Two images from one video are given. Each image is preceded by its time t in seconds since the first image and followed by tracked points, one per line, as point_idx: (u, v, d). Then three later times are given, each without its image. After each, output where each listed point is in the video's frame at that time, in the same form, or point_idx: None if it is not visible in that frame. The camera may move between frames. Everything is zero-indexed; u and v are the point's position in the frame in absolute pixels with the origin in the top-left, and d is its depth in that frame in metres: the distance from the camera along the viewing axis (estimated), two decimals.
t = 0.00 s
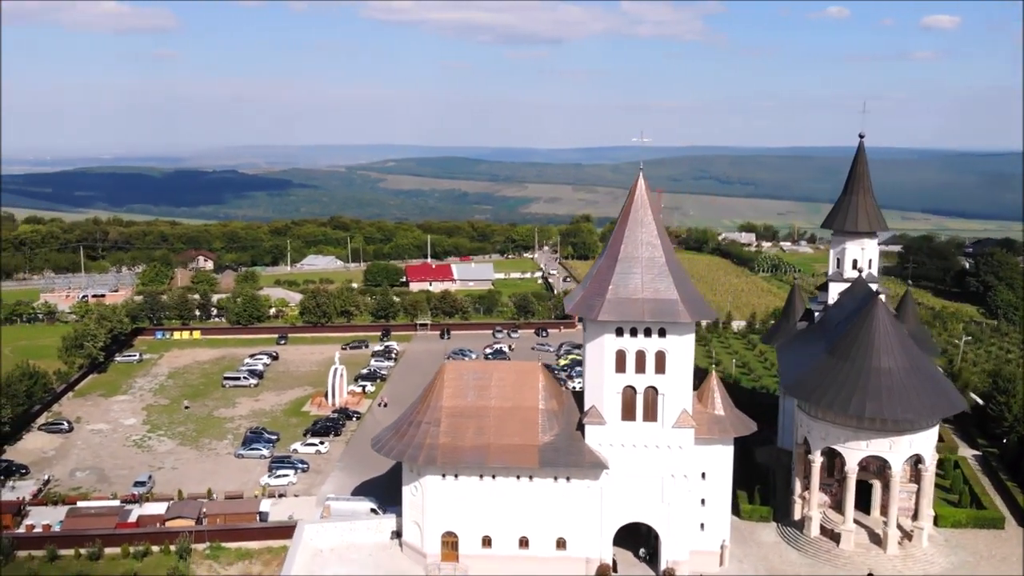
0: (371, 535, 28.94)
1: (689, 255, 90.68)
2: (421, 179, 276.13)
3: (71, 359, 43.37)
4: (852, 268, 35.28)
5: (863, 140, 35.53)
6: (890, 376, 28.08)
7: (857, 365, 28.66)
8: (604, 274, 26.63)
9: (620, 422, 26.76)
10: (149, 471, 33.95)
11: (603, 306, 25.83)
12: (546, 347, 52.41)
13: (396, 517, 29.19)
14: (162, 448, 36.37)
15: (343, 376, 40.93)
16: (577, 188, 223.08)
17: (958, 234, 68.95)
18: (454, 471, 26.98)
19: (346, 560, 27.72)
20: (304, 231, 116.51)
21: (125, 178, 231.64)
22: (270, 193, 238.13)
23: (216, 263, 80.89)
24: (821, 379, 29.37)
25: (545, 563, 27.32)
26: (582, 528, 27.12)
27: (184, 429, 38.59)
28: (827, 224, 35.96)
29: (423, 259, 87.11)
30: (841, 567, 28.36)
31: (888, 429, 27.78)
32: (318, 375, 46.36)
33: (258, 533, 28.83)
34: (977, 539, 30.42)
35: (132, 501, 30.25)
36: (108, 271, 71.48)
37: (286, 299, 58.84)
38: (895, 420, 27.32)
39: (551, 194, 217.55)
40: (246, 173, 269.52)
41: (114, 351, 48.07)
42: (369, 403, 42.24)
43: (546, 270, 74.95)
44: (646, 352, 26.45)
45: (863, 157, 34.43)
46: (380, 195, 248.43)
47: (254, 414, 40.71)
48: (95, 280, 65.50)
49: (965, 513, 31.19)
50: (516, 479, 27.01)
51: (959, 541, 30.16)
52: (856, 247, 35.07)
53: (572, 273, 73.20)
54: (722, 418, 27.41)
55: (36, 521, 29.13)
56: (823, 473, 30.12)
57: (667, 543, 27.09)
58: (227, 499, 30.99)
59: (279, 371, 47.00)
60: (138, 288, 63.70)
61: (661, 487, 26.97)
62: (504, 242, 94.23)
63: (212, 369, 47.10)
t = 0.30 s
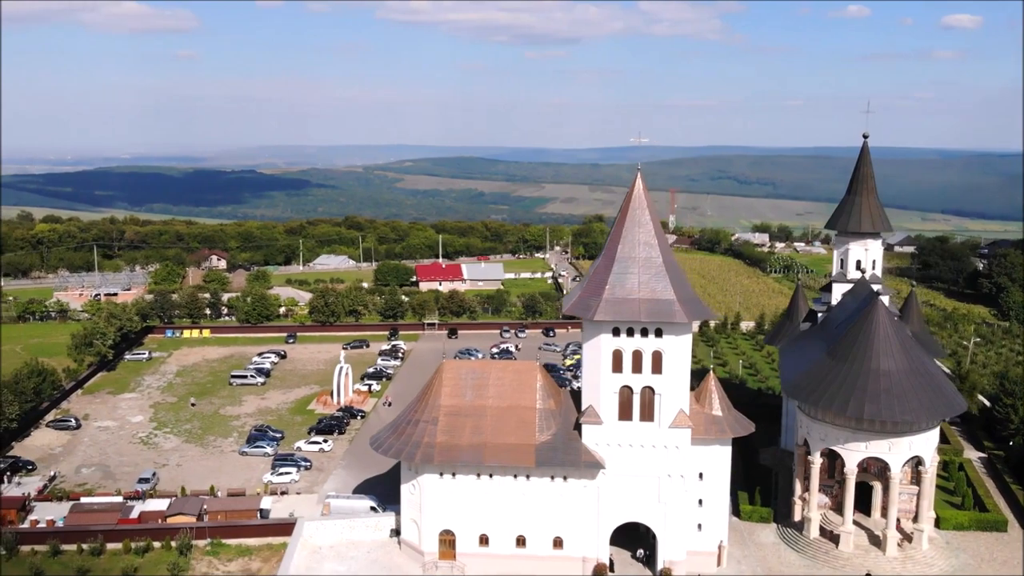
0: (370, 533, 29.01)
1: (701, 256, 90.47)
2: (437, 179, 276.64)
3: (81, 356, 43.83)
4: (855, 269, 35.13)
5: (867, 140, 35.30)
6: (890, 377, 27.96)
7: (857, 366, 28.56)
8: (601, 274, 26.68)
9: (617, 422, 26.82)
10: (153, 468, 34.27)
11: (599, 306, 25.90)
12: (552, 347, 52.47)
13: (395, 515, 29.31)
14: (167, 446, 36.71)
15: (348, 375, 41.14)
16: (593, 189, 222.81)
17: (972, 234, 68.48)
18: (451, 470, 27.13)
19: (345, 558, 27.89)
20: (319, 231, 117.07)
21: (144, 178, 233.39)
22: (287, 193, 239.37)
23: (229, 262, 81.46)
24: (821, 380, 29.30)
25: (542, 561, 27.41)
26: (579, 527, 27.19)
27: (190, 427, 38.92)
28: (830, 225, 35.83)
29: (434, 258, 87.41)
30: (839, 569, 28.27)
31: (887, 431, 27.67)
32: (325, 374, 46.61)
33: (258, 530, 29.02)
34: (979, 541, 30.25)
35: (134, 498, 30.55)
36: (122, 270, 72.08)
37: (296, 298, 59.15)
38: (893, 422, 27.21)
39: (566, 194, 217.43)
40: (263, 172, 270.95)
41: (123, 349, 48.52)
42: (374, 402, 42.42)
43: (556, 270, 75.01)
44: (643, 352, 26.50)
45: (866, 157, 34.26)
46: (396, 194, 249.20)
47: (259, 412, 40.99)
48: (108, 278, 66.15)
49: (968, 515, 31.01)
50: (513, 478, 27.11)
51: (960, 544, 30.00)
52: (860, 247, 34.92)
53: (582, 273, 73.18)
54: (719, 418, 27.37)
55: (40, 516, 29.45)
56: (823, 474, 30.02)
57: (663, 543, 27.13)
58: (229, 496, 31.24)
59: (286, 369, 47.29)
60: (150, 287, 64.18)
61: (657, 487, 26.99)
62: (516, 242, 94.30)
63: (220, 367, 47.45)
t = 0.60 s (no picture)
0: (369, 531, 29.23)
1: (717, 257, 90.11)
2: (457, 179, 277.10)
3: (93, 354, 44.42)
4: (860, 270, 34.99)
5: (872, 141, 35.18)
6: (889, 379, 27.83)
7: (856, 368, 28.45)
8: (598, 275, 26.76)
9: (613, 422, 26.87)
10: (159, 465, 34.71)
11: (595, 306, 26.00)
12: (562, 347, 52.51)
13: (394, 513, 29.51)
14: (174, 442, 37.13)
15: (355, 374, 41.37)
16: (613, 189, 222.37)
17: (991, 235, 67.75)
18: (448, 469, 27.30)
19: (343, 555, 28.14)
20: (337, 230, 117.73)
21: (168, 177, 235.53)
22: (308, 193, 240.84)
23: (245, 262, 82.13)
24: (820, 382, 29.22)
25: (538, 561, 27.51)
26: (575, 527, 27.26)
27: (198, 424, 39.35)
28: (835, 226, 35.68)
29: (449, 258, 87.70)
30: (837, 571, 28.16)
31: (885, 433, 27.55)
32: (333, 373, 46.92)
33: (259, 526, 29.33)
34: (982, 545, 30.02)
35: (139, 493, 30.97)
36: (139, 269, 72.85)
37: (308, 297, 59.55)
38: (891, 424, 27.09)
39: (586, 194, 217.07)
40: (285, 173, 272.71)
41: (136, 347, 49.09)
42: (381, 400, 42.66)
43: (569, 270, 75.03)
44: (639, 353, 26.55)
45: (872, 158, 34.05)
46: (416, 194, 249.98)
47: (267, 410, 41.37)
48: (125, 277, 66.93)
49: (972, 518, 30.76)
50: (509, 477, 27.23)
51: (962, 547, 29.79)
52: (865, 249, 34.78)
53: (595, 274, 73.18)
54: (716, 419, 27.34)
55: (46, 511, 29.91)
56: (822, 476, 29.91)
57: (660, 543, 27.15)
58: (232, 493, 31.58)
59: (296, 368, 47.64)
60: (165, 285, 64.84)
61: (654, 487, 27.02)
62: (531, 242, 94.37)
63: (230, 365, 47.90)
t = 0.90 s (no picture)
0: (368, 528, 29.43)
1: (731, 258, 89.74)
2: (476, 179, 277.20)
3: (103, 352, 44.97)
4: (863, 271, 34.91)
5: (877, 141, 35.01)
6: (888, 381, 27.73)
7: (855, 370, 28.34)
8: (594, 275, 26.83)
9: (608, 422, 26.94)
10: (164, 462, 35.08)
11: (591, 306, 26.07)
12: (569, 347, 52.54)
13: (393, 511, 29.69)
14: (180, 440, 37.51)
15: (361, 372, 41.55)
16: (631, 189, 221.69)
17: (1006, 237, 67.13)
18: (445, 467, 27.45)
19: (341, 552, 28.35)
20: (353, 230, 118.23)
21: (188, 177, 237.40)
22: (326, 193, 241.98)
23: (259, 262, 82.77)
24: (818, 383, 29.12)
25: (534, 560, 27.60)
26: (571, 526, 27.33)
27: (204, 422, 39.72)
28: (838, 227, 35.57)
29: (461, 258, 87.88)
30: (835, 573, 28.07)
31: (884, 435, 27.41)
32: (340, 372, 47.18)
33: (259, 523, 29.60)
34: (982, 548, 29.81)
35: (141, 490, 31.30)
36: (153, 268, 73.53)
37: (318, 296, 59.88)
38: (888, 426, 26.97)
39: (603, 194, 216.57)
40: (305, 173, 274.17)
41: (146, 346, 49.60)
42: (386, 399, 42.86)
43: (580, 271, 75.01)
44: (635, 353, 26.60)
45: (875, 159, 33.88)
46: (433, 194, 250.52)
47: (273, 409, 41.68)
48: (139, 276, 67.62)
49: (972, 521, 30.57)
50: (506, 476, 27.35)
51: (963, 550, 29.61)
52: (868, 250, 34.68)
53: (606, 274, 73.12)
54: (712, 420, 27.33)
55: (50, 506, 30.31)
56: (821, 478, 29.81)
57: (656, 543, 27.18)
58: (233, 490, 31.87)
59: (304, 366, 47.94)
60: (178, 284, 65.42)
61: (650, 487, 27.06)
62: (544, 243, 94.36)
63: (239, 364, 48.28)
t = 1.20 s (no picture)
0: (367, 526, 29.54)
1: (743, 259, 89.42)
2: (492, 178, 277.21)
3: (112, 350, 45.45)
4: (866, 273, 34.81)
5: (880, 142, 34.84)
6: (886, 382, 27.65)
7: (854, 370, 28.27)
8: (591, 275, 26.91)
9: (605, 422, 27.01)
10: (169, 459, 35.43)
11: (586, 306, 26.17)
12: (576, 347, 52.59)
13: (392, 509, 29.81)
14: (185, 437, 37.85)
15: (366, 372, 41.68)
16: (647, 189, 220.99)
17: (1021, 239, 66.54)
18: (442, 466, 27.62)
19: (340, 550, 28.56)
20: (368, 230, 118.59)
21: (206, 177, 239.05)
22: (343, 192, 243.01)
23: (271, 261, 83.35)
24: (817, 384, 29.06)
25: (530, 558, 27.71)
26: (568, 525, 27.41)
27: (210, 419, 40.07)
28: (842, 227, 35.43)
29: (472, 258, 88.05)
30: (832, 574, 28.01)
31: (882, 436, 27.33)
32: (347, 370, 47.42)
33: (259, 520, 29.85)
34: (983, 551, 29.64)
35: (145, 486, 31.62)
36: (166, 267, 74.17)
37: (328, 295, 60.20)
38: (886, 427, 26.88)
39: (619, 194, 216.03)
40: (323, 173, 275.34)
41: (155, 344, 50.09)
42: (391, 398, 43.06)
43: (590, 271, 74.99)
44: (631, 353, 26.66)
45: (878, 160, 33.68)
46: (449, 194, 250.92)
47: (278, 407, 41.98)
48: (152, 275, 68.26)
49: (974, 524, 30.40)
50: (503, 475, 27.46)
51: (963, 552, 29.47)
52: (871, 251, 34.56)
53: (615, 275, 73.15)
54: (709, 421, 27.28)
55: (54, 502, 30.66)
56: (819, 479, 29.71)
57: (652, 543, 27.23)
58: (235, 487, 32.13)
59: (311, 365, 48.24)
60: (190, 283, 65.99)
61: (646, 487, 27.11)
62: (556, 243, 94.35)
63: (246, 362, 48.63)
